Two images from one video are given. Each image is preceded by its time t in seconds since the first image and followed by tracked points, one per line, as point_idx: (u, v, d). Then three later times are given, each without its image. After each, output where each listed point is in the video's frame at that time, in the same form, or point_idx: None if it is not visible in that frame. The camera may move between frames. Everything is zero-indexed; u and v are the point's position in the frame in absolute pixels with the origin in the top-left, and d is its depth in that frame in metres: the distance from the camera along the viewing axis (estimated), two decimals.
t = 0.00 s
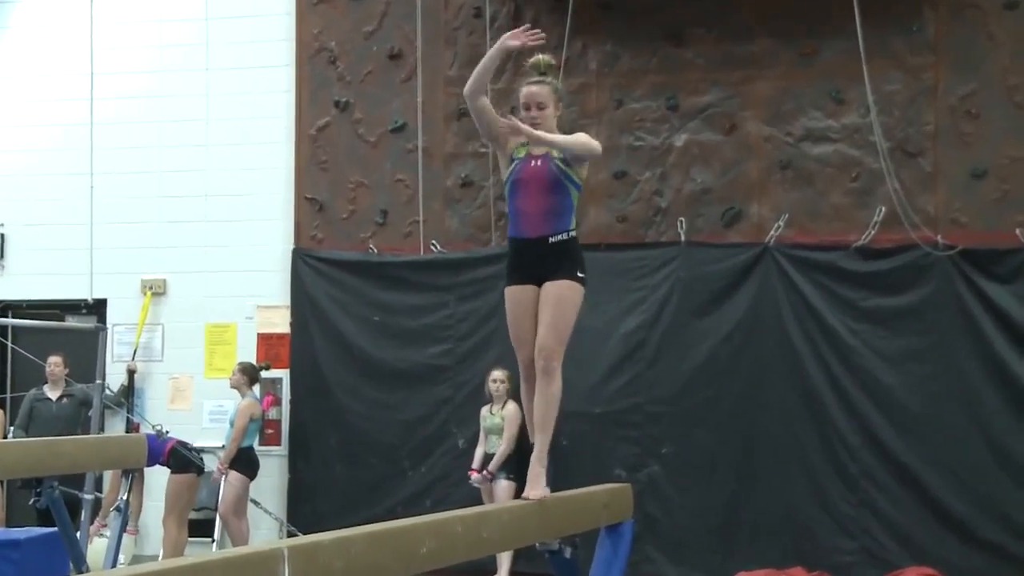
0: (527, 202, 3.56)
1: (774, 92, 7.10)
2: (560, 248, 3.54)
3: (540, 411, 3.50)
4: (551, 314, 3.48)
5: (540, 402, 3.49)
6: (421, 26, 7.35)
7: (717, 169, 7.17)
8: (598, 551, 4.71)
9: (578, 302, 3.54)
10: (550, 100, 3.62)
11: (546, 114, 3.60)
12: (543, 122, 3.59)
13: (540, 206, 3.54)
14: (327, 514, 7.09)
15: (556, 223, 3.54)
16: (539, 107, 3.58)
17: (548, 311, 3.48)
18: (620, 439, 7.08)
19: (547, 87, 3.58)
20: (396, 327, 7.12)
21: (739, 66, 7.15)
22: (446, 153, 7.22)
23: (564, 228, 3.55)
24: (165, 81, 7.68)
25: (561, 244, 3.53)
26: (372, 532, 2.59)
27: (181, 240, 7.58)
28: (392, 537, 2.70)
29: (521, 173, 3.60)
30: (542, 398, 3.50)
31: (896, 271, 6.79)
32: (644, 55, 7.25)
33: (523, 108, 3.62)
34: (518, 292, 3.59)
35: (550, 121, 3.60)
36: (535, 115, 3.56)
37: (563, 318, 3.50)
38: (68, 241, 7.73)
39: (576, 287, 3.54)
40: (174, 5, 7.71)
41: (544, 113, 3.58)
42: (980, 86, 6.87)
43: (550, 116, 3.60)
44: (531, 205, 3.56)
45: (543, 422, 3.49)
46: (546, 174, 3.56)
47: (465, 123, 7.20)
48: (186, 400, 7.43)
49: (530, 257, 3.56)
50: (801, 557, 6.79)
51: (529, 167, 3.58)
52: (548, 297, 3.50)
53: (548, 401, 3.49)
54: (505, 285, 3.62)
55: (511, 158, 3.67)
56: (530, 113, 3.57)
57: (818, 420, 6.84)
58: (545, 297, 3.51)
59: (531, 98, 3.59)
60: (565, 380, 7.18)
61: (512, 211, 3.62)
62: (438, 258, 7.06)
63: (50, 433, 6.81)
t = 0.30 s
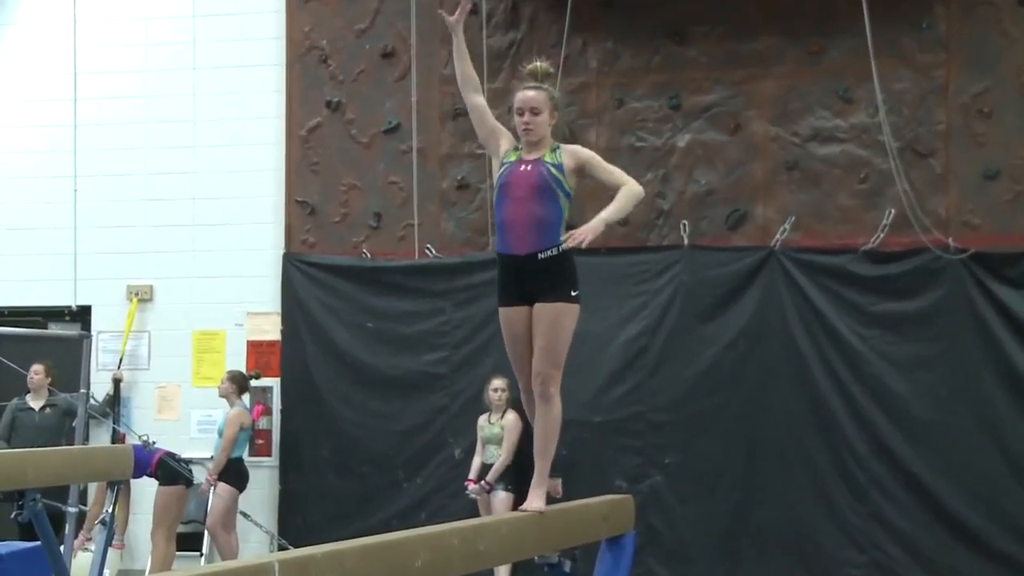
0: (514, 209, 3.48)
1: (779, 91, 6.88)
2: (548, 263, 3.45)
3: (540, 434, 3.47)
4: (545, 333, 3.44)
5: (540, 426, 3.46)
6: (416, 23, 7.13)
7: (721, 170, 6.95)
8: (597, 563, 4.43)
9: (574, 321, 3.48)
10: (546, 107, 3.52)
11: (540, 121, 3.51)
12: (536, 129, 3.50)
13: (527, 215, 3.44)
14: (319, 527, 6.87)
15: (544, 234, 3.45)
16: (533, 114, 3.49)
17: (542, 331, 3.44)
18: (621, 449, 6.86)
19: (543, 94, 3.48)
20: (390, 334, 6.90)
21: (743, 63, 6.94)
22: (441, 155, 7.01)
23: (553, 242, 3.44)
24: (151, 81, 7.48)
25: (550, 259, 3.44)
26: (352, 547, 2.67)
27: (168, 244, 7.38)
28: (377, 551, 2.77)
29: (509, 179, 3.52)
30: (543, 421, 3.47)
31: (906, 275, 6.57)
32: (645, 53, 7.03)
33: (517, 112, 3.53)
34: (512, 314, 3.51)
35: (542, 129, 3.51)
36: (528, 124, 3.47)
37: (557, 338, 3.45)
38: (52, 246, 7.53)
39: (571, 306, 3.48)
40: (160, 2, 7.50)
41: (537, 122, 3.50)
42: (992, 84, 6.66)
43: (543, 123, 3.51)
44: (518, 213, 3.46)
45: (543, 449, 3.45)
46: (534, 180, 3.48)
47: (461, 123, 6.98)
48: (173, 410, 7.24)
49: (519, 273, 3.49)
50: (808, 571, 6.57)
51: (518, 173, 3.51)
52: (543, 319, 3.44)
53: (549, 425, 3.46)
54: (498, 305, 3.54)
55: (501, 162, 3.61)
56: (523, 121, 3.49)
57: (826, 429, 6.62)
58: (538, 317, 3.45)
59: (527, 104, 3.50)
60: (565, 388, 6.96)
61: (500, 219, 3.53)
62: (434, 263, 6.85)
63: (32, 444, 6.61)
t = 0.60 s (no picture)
0: (519, 222, 3.38)
1: (783, 92, 6.79)
2: (551, 276, 3.38)
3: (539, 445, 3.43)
4: (546, 343, 3.38)
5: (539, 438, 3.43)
6: (414, 24, 7.12)
7: (723, 172, 6.86)
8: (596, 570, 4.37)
9: (575, 332, 3.41)
10: (545, 114, 3.48)
11: (540, 127, 3.45)
12: (536, 134, 3.44)
13: (532, 229, 3.36)
14: (314, 533, 6.78)
15: (547, 249, 3.38)
16: (533, 119, 3.44)
17: (542, 341, 3.39)
18: (621, 455, 6.76)
19: (543, 99, 3.45)
20: (386, 337, 6.81)
21: (746, 64, 6.85)
22: (439, 156, 6.93)
23: (556, 257, 3.38)
24: (146, 81, 7.40)
25: (554, 273, 3.38)
26: (350, 554, 2.62)
27: (162, 246, 7.30)
28: (375, 557, 2.71)
29: (512, 190, 3.42)
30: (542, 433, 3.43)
31: (910, 280, 6.48)
32: (647, 54, 6.94)
33: (516, 118, 3.48)
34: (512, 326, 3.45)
35: (541, 134, 3.45)
36: (528, 126, 3.41)
37: (558, 349, 3.40)
38: (45, 247, 7.45)
39: (574, 317, 3.42)
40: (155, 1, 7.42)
41: (537, 127, 3.44)
42: (997, 86, 6.58)
43: (544, 129, 3.45)
44: (522, 226, 3.37)
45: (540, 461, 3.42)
46: (540, 194, 3.40)
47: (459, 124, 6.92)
48: (167, 413, 7.16)
49: (521, 289, 3.42)
50: None
51: (523, 183, 3.41)
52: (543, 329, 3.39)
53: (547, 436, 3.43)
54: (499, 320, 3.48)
55: (500, 172, 3.51)
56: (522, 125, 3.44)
57: (829, 435, 6.52)
58: (539, 328, 3.39)
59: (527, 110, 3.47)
60: (564, 392, 6.86)
61: (500, 229, 3.42)
62: (431, 266, 6.76)
63: (24, 447, 6.52)
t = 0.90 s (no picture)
0: (519, 223, 3.66)
1: (782, 96, 6.73)
2: (549, 273, 3.64)
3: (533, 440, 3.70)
4: (538, 344, 3.63)
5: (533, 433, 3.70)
6: (410, 25, 7.05)
7: (722, 177, 6.80)
8: None
9: (566, 334, 3.65)
10: (545, 114, 3.68)
11: (540, 129, 3.66)
12: (537, 137, 3.65)
13: (532, 229, 3.64)
14: (308, 538, 6.70)
15: (547, 248, 3.65)
16: (534, 121, 3.64)
17: (536, 342, 3.62)
18: (618, 461, 6.69)
19: (541, 100, 3.66)
20: (381, 341, 6.74)
21: (746, 68, 6.79)
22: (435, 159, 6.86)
23: (556, 254, 3.65)
24: (138, 80, 7.32)
25: (551, 269, 3.64)
26: (344, 560, 2.61)
27: (154, 248, 7.22)
28: (365, 566, 2.68)
29: (513, 194, 3.70)
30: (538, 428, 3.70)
31: (910, 285, 6.42)
32: (645, 56, 6.87)
33: (517, 121, 3.68)
34: (501, 322, 3.61)
35: (542, 134, 3.66)
36: (529, 129, 3.63)
37: (549, 349, 3.63)
38: (35, 248, 7.36)
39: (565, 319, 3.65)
40: None
41: (538, 128, 3.65)
42: (999, 91, 6.53)
43: (544, 130, 3.66)
44: (522, 228, 3.65)
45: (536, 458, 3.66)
46: (538, 196, 3.67)
47: (456, 127, 6.94)
48: (158, 418, 7.08)
49: (520, 282, 3.63)
50: None
51: (522, 188, 3.69)
52: (535, 330, 3.62)
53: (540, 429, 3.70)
54: (487, 308, 3.65)
55: (501, 177, 3.78)
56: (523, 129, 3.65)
57: (827, 442, 6.45)
58: (533, 328, 3.62)
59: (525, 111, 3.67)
60: (561, 398, 6.78)
61: (503, 232, 3.71)
62: (427, 269, 6.69)
63: (13, 451, 6.44)
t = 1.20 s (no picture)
0: (517, 226, 3.58)
1: (781, 101, 6.67)
2: (549, 276, 3.59)
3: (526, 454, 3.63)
4: (536, 349, 3.58)
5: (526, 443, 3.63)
6: (406, 28, 6.99)
7: (720, 182, 6.75)
8: None
9: (564, 343, 3.63)
10: (537, 118, 3.62)
11: (533, 133, 3.60)
12: (529, 141, 3.59)
13: (532, 232, 3.56)
14: (301, 546, 6.63)
15: (546, 252, 3.58)
16: (526, 126, 3.58)
17: (535, 346, 3.58)
18: (615, 469, 6.62)
19: (532, 103, 3.60)
20: (376, 348, 6.67)
21: (744, 72, 6.73)
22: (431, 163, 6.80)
23: (555, 258, 3.60)
24: (131, 84, 7.26)
25: (551, 272, 3.59)
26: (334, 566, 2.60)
27: (147, 253, 7.16)
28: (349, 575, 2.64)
29: (508, 198, 3.63)
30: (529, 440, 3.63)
31: (910, 292, 6.36)
32: (643, 61, 6.81)
33: (509, 125, 3.62)
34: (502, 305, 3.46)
35: (535, 138, 3.60)
36: (522, 135, 3.56)
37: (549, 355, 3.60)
38: (28, 253, 7.31)
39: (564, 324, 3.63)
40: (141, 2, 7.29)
41: (531, 132, 3.59)
42: (999, 97, 6.47)
43: (536, 134, 3.61)
44: (520, 232, 3.57)
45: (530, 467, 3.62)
46: (536, 199, 3.60)
47: (452, 131, 6.87)
48: (150, 424, 7.02)
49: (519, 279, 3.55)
50: None
51: (518, 191, 3.61)
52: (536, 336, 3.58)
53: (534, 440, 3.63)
54: (483, 285, 3.50)
55: (493, 182, 3.71)
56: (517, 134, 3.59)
57: (826, 451, 6.39)
58: (534, 332, 3.58)
59: (516, 115, 3.61)
60: (557, 405, 6.72)
61: (499, 236, 3.62)
62: (422, 275, 6.63)
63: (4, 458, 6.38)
